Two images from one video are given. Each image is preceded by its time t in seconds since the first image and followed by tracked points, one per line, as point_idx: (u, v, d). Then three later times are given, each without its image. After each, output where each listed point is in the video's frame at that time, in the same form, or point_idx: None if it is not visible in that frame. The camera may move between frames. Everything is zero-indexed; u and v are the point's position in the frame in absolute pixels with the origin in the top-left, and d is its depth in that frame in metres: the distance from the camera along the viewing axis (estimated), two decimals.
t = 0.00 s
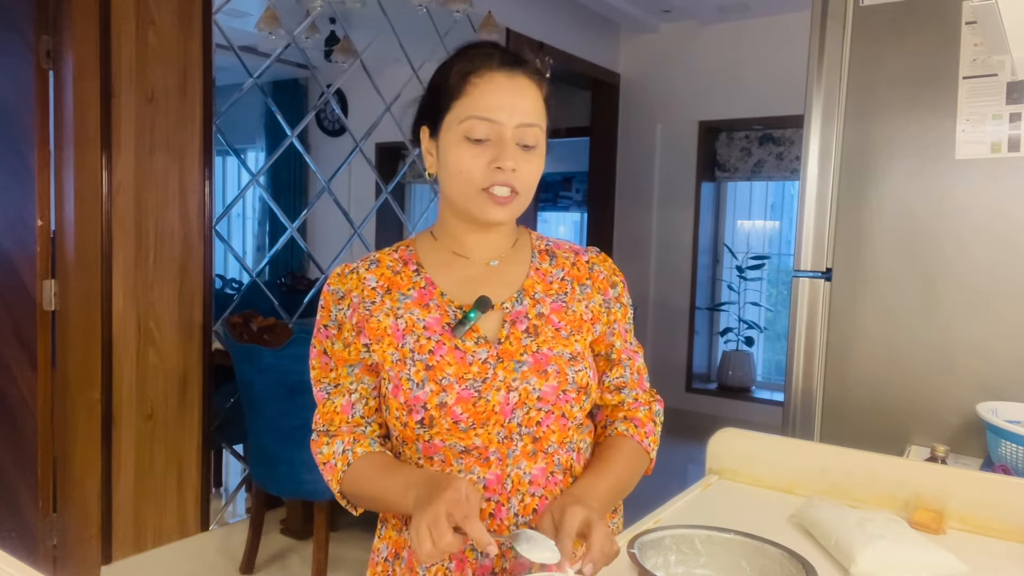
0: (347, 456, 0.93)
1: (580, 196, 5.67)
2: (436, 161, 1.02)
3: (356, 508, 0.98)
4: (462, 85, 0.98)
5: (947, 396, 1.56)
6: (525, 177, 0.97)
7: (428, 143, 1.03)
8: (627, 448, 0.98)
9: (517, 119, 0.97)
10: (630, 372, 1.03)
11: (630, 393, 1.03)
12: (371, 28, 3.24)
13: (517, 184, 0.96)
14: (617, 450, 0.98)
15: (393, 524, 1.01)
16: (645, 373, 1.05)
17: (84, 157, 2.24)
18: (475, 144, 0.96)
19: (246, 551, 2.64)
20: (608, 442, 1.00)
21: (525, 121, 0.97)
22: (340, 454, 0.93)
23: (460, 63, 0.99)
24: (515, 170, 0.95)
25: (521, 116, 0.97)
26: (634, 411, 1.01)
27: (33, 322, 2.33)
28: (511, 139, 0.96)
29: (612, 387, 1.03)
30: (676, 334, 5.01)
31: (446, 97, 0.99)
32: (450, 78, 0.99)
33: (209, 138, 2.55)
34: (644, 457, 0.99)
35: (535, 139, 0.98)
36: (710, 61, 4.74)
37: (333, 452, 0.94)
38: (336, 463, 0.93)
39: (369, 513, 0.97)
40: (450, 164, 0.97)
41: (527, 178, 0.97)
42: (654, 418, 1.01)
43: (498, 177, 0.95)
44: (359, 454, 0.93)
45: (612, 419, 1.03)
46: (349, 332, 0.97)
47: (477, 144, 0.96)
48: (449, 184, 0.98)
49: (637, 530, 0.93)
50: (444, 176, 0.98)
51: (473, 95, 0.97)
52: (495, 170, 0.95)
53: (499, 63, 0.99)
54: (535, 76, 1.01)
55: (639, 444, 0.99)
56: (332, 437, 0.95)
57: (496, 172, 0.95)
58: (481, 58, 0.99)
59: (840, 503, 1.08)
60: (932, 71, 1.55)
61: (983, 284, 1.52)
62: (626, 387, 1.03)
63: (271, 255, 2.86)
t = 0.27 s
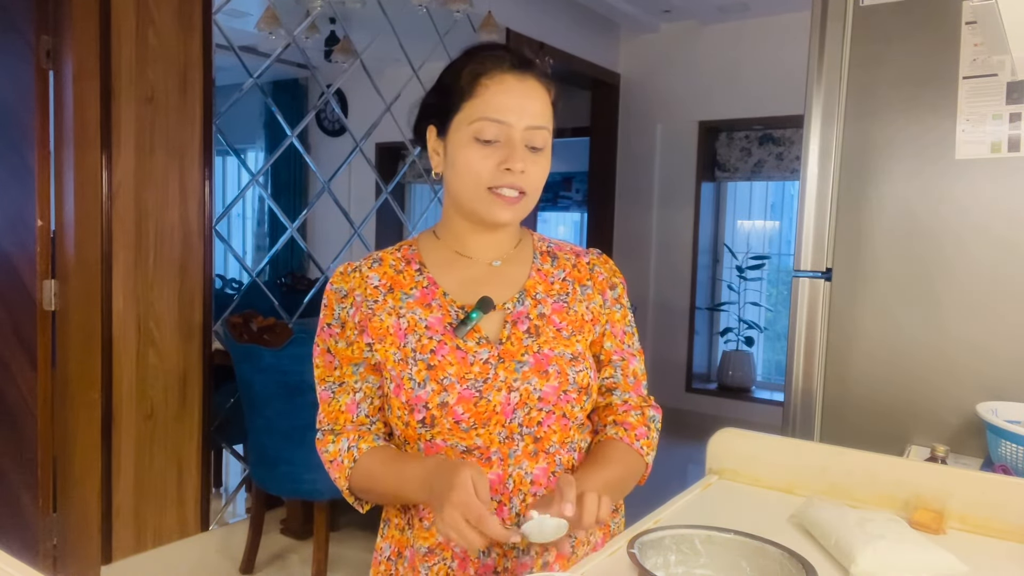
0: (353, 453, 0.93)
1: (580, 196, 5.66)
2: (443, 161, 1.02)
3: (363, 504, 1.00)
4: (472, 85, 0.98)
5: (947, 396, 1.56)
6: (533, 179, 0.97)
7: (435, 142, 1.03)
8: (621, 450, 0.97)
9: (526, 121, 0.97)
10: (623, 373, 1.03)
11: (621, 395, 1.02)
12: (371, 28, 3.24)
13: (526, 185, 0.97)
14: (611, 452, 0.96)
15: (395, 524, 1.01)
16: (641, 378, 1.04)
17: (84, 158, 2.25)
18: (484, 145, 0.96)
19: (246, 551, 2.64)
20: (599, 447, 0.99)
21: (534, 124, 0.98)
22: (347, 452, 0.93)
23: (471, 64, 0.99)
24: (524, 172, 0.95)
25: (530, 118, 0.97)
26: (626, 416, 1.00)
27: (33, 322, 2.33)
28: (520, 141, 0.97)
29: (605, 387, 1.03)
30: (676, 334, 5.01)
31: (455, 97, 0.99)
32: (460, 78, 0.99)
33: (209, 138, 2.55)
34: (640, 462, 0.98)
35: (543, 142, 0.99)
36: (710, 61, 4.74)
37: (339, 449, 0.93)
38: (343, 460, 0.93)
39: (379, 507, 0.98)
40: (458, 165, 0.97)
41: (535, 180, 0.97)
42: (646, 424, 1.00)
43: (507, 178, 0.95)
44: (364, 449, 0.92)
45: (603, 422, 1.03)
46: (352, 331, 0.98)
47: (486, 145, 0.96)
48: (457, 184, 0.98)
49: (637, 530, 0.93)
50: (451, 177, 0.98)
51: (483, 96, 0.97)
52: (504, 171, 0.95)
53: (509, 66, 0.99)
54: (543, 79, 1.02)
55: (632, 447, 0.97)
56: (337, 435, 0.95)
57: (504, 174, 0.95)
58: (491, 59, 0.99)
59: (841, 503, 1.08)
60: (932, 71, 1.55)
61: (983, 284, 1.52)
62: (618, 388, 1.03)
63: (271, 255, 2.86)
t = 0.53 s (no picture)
0: (351, 446, 0.93)
1: (580, 196, 5.66)
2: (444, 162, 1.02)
3: (360, 500, 1.01)
4: (474, 88, 0.98)
5: (947, 396, 1.56)
6: (534, 181, 0.97)
7: (436, 143, 1.02)
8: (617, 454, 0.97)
9: (528, 124, 0.97)
10: (619, 373, 1.03)
11: (617, 396, 1.02)
12: (371, 28, 3.24)
13: (526, 188, 0.97)
14: (608, 456, 0.97)
15: (392, 521, 1.01)
16: (638, 379, 1.04)
17: (84, 157, 2.24)
18: (486, 148, 0.96)
19: (246, 551, 2.64)
20: (595, 450, 0.99)
21: (535, 126, 0.98)
22: (345, 446, 0.93)
23: (472, 66, 0.98)
24: (525, 175, 0.95)
25: (531, 121, 0.97)
26: (621, 419, 1.00)
27: (33, 322, 2.30)
28: (521, 143, 0.96)
29: (601, 388, 1.03)
30: (676, 334, 5.01)
31: (456, 99, 0.98)
32: (462, 80, 0.99)
33: (209, 138, 2.55)
34: (637, 465, 0.98)
35: (544, 144, 0.99)
36: (710, 61, 4.74)
37: (338, 443, 0.94)
38: (342, 454, 0.93)
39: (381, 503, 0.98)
40: (459, 167, 0.97)
41: (535, 182, 0.97)
42: (643, 426, 1.00)
43: (508, 181, 0.95)
44: (362, 443, 0.92)
45: (599, 424, 1.02)
46: (350, 328, 0.98)
47: (487, 148, 0.96)
48: (458, 185, 0.98)
49: (636, 530, 0.93)
50: (452, 178, 0.98)
51: (485, 98, 0.97)
52: (505, 174, 0.95)
53: (511, 68, 0.99)
54: (544, 81, 1.01)
55: (627, 450, 0.98)
56: (335, 430, 0.95)
57: (505, 177, 0.95)
58: (492, 61, 0.99)
59: (840, 503, 1.08)
60: (932, 71, 1.55)
61: (983, 284, 1.52)
62: (614, 389, 1.03)
63: (271, 255, 2.86)
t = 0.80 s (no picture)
0: (350, 450, 0.93)
1: (580, 196, 5.66)
2: (444, 164, 1.01)
3: (359, 501, 0.99)
4: (475, 94, 0.96)
5: (946, 396, 1.56)
6: (535, 186, 0.97)
7: (436, 145, 1.02)
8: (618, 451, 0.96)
9: (530, 132, 0.96)
10: (624, 375, 1.02)
11: (624, 396, 1.01)
12: (371, 28, 3.24)
13: (528, 194, 0.97)
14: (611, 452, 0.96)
15: (392, 523, 1.01)
16: (641, 378, 1.03)
17: (84, 158, 2.24)
18: (487, 155, 0.95)
19: (246, 551, 2.64)
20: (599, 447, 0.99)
21: (536, 132, 0.97)
22: (343, 449, 0.93)
23: (473, 72, 0.97)
24: (526, 182, 0.96)
25: (532, 128, 0.96)
26: (630, 416, 0.99)
27: (33, 322, 2.31)
28: (522, 151, 0.96)
29: (606, 389, 1.02)
30: (676, 334, 5.01)
31: (458, 104, 0.98)
32: (464, 86, 0.97)
33: (209, 138, 2.55)
34: (638, 463, 0.97)
35: (545, 149, 0.98)
36: (710, 61, 4.74)
37: (336, 446, 0.94)
38: (340, 457, 0.94)
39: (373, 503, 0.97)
40: (461, 173, 0.97)
41: (536, 187, 0.98)
42: (649, 424, 0.99)
43: (510, 189, 0.96)
44: (361, 447, 0.92)
45: (605, 421, 1.02)
46: (350, 330, 0.98)
47: (489, 155, 0.96)
48: (458, 189, 0.98)
49: (636, 530, 0.93)
50: (454, 183, 0.99)
51: (486, 106, 0.96)
52: (507, 183, 0.95)
53: (513, 74, 0.98)
54: (547, 85, 1.00)
55: (633, 449, 0.97)
56: (334, 433, 0.95)
57: (507, 185, 0.95)
58: (494, 67, 0.98)
59: (840, 503, 1.08)
60: (932, 71, 1.55)
61: (983, 283, 1.52)
62: (620, 390, 1.01)
63: (271, 255, 2.85)
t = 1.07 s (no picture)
0: (348, 453, 0.94)
1: (580, 196, 5.65)
2: (451, 167, 1.00)
3: (357, 502, 0.99)
4: (488, 98, 0.95)
5: (946, 395, 1.56)
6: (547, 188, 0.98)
7: (443, 147, 1.01)
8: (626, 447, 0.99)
9: (542, 135, 0.96)
10: (630, 373, 1.04)
11: (630, 394, 1.03)
12: (371, 28, 3.23)
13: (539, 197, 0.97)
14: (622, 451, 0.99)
15: (393, 524, 1.01)
16: (644, 375, 1.05)
17: (84, 157, 2.24)
18: (501, 159, 0.95)
19: (246, 551, 2.64)
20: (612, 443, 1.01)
21: (548, 135, 0.97)
22: (342, 451, 0.94)
23: (485, 75, 0.96)
24: (540, 185, 0.96)
25: (544, 130, 0.96)
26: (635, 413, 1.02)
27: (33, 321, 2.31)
28: (535, 154, 0.96)
29: (611, 388, 1.04)
30: (676, 334, 5.01)
31: (469, 108, 0.96)
32: (476, 89, 0.96)
33: (209, 139, 2.55)
34: (645, 459, 1.00)
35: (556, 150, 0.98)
36: (710, 61, 4.74)
37: (335, 448, 0.95)
38: (339, 460, 0.94)
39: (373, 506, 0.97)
40: (474, 177, 0.96)
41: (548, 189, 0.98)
42: (654, 421, 1.02)
43: (523, 193, 0.96)
44: (360, 450, 0.93)
45: (612, 419, 1.03)
46: (351, 332, 0.98)
47: (501, 160, 0.95)
48: (468, 193, 0.98)
49: (636, 530, 0.93)
50: (465, 187, 0.98)
51: (499, 109, 0.95)
52: (522, 186, 0.95)
53: (524, 77, 0.97)
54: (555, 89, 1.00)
55: (642, 446, 1.00)
56: (333, 434, 0.96)
57: (522, 188, 0.95)
58: (504, 69, 0.97)
59: (840, 502, 1.08)
60: (932, 71, 1.55)
61: (983, 283, 1.52)
62: (625, 388, 1.03)
63: (271, 255, 2.86)
